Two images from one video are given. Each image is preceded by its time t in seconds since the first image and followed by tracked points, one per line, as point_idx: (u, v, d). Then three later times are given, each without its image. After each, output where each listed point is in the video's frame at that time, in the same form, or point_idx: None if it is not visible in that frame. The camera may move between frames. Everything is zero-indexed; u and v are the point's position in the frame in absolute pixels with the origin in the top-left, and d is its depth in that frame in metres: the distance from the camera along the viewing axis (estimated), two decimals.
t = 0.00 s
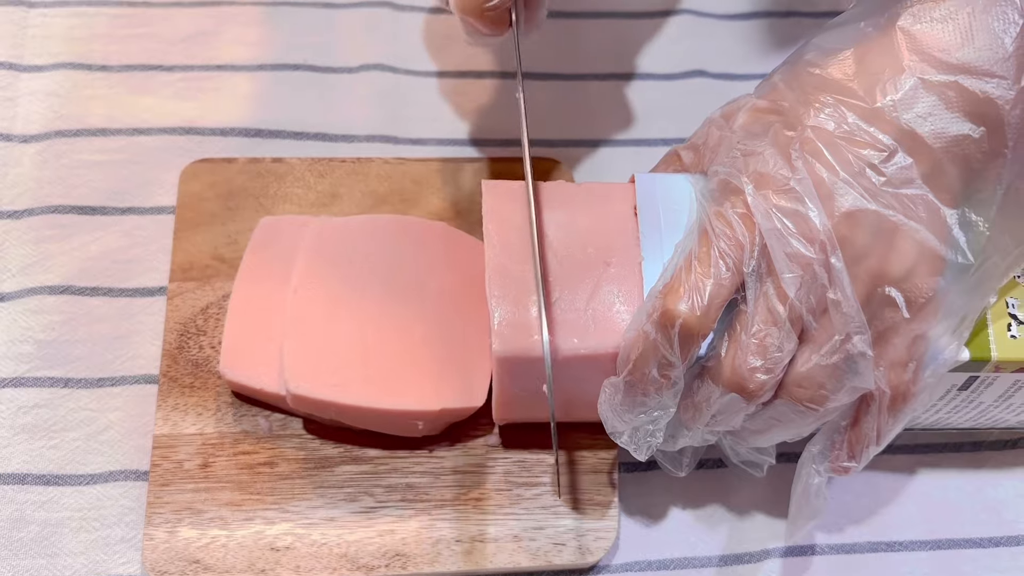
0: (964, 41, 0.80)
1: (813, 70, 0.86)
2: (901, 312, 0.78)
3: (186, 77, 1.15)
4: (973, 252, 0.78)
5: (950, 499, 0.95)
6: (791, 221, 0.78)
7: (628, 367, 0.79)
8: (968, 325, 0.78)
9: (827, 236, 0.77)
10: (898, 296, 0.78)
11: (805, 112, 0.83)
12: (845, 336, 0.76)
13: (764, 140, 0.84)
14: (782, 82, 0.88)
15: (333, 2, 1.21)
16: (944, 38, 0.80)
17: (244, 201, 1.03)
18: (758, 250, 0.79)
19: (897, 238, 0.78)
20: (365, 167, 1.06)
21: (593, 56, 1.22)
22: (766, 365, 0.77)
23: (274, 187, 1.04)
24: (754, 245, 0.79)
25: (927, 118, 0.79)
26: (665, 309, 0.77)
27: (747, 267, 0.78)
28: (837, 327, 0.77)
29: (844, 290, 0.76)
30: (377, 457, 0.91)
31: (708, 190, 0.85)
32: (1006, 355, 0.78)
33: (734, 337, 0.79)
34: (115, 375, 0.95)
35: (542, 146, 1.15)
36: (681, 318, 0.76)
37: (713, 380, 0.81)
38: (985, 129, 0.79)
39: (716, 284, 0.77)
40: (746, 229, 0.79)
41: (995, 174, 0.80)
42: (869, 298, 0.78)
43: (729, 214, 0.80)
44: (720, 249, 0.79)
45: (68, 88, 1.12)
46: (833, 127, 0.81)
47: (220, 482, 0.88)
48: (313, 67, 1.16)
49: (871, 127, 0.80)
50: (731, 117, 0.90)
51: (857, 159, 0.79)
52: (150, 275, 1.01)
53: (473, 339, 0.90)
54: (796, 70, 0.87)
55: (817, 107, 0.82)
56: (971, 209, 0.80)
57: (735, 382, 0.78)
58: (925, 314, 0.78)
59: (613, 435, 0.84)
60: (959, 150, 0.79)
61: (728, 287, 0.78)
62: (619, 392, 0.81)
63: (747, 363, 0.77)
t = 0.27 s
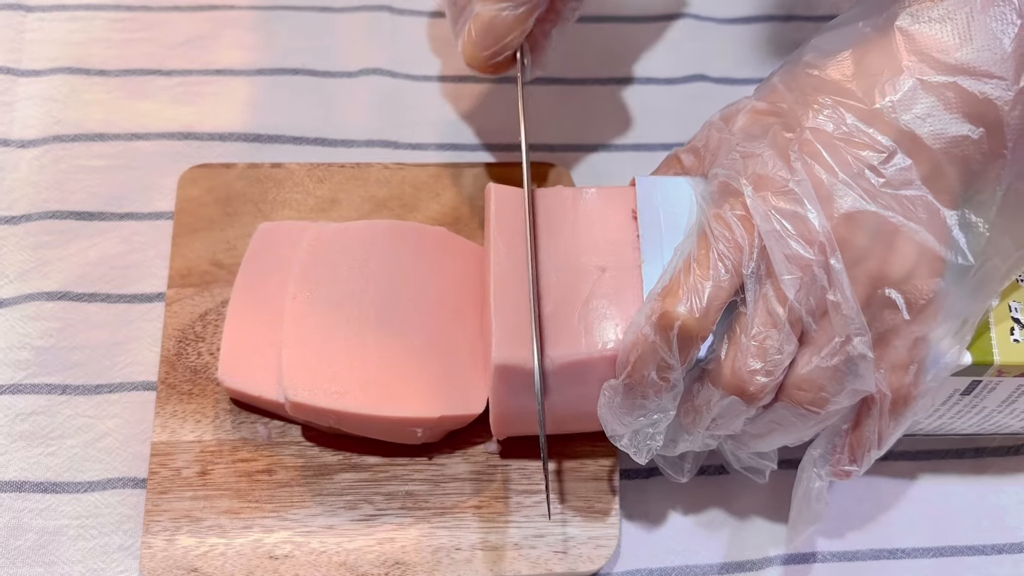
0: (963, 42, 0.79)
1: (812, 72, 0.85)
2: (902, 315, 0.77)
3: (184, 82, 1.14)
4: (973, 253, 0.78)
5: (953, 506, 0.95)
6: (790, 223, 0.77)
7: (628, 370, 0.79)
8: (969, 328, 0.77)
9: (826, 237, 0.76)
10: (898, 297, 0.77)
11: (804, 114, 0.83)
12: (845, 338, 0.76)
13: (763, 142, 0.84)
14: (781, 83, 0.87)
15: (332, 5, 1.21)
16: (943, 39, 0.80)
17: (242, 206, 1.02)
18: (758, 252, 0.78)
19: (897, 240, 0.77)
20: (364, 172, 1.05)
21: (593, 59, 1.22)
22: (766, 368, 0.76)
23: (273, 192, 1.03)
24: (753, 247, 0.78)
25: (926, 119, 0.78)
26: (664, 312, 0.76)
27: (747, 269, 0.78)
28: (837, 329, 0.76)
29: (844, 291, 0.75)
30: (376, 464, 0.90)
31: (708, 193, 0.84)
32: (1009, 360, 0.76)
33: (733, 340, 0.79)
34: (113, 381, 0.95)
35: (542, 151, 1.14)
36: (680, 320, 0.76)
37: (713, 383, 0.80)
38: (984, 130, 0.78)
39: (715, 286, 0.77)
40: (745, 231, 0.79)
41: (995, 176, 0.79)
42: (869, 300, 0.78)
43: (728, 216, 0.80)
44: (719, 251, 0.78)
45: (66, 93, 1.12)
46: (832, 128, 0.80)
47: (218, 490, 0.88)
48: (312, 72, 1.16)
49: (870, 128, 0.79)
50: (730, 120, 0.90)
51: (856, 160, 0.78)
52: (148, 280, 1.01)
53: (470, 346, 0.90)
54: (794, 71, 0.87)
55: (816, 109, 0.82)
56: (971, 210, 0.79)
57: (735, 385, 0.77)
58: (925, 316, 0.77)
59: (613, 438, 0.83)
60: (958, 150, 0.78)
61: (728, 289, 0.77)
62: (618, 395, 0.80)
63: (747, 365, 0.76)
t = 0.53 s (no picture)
0: (968, 39, 0.79)
1: (815, 71, 0.85)
2: (907, 312, 0.77)
3: (183, 82, 1.14)
4: (978, 250, 0.78)
5: (953, 505, 0.94)
6: (796, 221, 0.77)
7: (633, 368, 0.79)
8: (973, 325, 0.77)
9: (832, 235, 0.76)
10: (903, 295, 0.77)
11: (808, 112, 0.83)
12: (850, 336, 0.76)
13: (767, 140, 0.84)
14: (784, 82, 0.87)
15: (331, 5, 1.21)
16: (947, 38, 0.80)
17: (241, 205, 1.02)
18: (762, 250, 0.78)
19: (902, 237, 0.77)
20: (363, 172, 1.05)
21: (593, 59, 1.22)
22: (771, 366, 0.76)
23: (271, 192, 1.03)
24: (758, 245, 0.78)
25: (931, 116, 0.78)
26: (670, 311, 0.76)
27: (752, 268, 0.78)
28: (842, 327, 0.76)
29: (849, 289, 0.75)
30: (375, 464, 0.90)
31: (713, 192, 0.84)
32: (1012, 355, 0.77)
33: (739, 338, 0.78)
34: (111, 381, 0.95)
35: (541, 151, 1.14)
36: (685, 318, 0.76)
37: (718, 381, 0.80)
38: (989, 127, 0.78)
39: (720, 284, 0.77)
40: (750, 229, 0.79)
41: (1000, 173, 0.79)
42: (874, 297, 0.78)
43: (733, 214, 0.80)
44: (724, 250, 0.78)
45: (64, 92, 1.11)
46: (836, 126, 0.80)
47: (216, 490, 0.87)
48: (311, 72, 1.16)
49: (875, 126, 0.79)
50: (733, 119, 0.90)
51: (861, 158, 0.78)
52: (146, 280, 1.01)
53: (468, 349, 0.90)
54: (798, 70, 0.87)
55: (820, 108, 0.82)
56: (975, 207, 0.79)
57: (740, 383, 0.77)
58: (930, 313, 0.77)
59: (618, 438, 0.83)
60: (963, 148, 0.78)
61: (733, 287, 0.77)
62: (623, 394, 0.80)
63: (753, 363, 0.76)
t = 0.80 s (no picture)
0: (969, 38, 0.80)
1: (815, 71, 0.86)
2: (908, 310, 0.77)
3: (182, 82, 1.14)
4: (979, 249, 0.78)
5: (950, 503, 0.95)
6: (797, 220, 0.78)
7: (635, 368, 0.79)
8: (973, 322, 0.77)
9: (833, 234, 0.77)
10: (904, 293, 0.77)
11: (809, 111, 0.83)
12: (852, 334, 0.76)
13: (768, 140, 0.84)
14: (785, 82, 0.88)
15: (330, 5, 1.21)
16: (948, 36, 0.81)
17: (241, 205, 1.03)
18: (764, 249, 0.79)
19: (902, 235, 0.77)
20: (362, 171, 1.05)
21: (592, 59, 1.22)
22: (773, 364, 0.76)
23: (271, 191, 1.04)
24: (760, 244, 0.79)
25: (931, 115, 0.79)
26: (672, 310, 0.76)
27: (754, 266, 0.78)
28: (844, 325, 0.76)
29: (850, 288, 0.76)
30: (374, 462, 0.91)
31: (713, 191, 0.85)
32: (1012, 352, 0.78)
33: (741, 336, 0.79)
34: (110, 379, 0.95)
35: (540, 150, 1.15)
36: (689, 317, 0.76)
37: (720, 379, 0.80)
38: (989, 126, 0.79)
39: (722, 283, 0.77)
40: (752, 228, 0.79)
41: (1000, 171, 0.80)
42: (875, 296, 0.78)
43: (734, 213, 0.80)
44: (726, 248, 0.79)
45: (64, 92, 1.12)
46: (837, 125, 0.81)
47: (215, 487, 0.88)
48: (311, 71, 1.16)
49: (875, 125, 0.80)
50: (734, 118, 0.90)
51: (862, 157, 0.79)
52: (146, 279, 1.01)
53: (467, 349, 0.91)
54: (799, 69, 0.88)
55: (821, 107, 0.82)
56: (976, 206, 0.80)
57: (742, 381, 0.77)
58: (931, 311, 0.77)
59: (621, 436, 0.83)
60: (963, 147, 0.79)
61: (735, 285, 0.78)
62: (626, 393, 0.80)
63: (755, 361, 0.76)
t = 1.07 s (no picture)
0: (964, 43, 0.80)
1: (811, 76, 0.86)
2: (906, 314, 0.78)
3: (182, 83, 1.15)
4: (976, 253, 0.78)
5: (949, 504, 0.95)
6: (794, 225, 0.78)
7: (634, 374, 0.79)
8: (971, 326, 0.77)
9: (831, 239, 0.77)
10: (902, 297, 0.78)
11: (805, 117, 0.83)
12: (850, 339, 0.76)
13: (765, 145, 0.84)
14: (781, 88, 0.88)
15: (330, 7, 1.21)
16: (942, 41, 0.81)
17: (240, 206, 1.03)
18: (762, 254, 0.79)
19: (899, 239, 0.78)
20: (362, 172, 1.06)
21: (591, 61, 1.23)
22: (772, 369, 0.76)
23: (270, 192, 1.04)
24: (758, 249, 0.79)
25: (927, 120, 0.79)
26: (671, 315, 0.77)
27: (752, 272, 0.79)
28: (842, 329, 0.77)
29: (849, 292, 0.76)
30: (373, 462, 0.91)
31: (711, 197, 0.85)
32: (1011, 355, 0.78)
33: (739, 342, 0.79)
34: (109, 380, 0.95)
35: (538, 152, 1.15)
36: (687, 323, 0.76)
37: (719, 385, 0.80)
38: (985, 130, 0.79)
39: (721, 288, 0.77)
40: (750, 233, 0.79)
41: (996, 175, 0.80)
42: (873, 300, 0.78)
43: (732, 219, 0.81)
44: (724, 254, 0.79)
45: (64, 93, 1.12)
46: (834, 131, 0.81)
47: (214, 488, 0.88)
48: (310, 73, 1.17)
49: (872, 130, 0.80)
50: (731, 124, 0.91)
51: (858, 162, 0.79)
52: (146, 280, 1.01)
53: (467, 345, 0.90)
54: (794, 75, 0.88)
55: (817, 112, 0.83)
56: (973, 210, 0.80)
57: (741, 386, 0.78)
58: (929, 315, 0.78)
59: (620, 442, 0.83)
60: (959, 151, 0.79)
61: (734, 290, 0.78)
62: (625, 399, 0.80)
63: (753, 366, 0.77)
